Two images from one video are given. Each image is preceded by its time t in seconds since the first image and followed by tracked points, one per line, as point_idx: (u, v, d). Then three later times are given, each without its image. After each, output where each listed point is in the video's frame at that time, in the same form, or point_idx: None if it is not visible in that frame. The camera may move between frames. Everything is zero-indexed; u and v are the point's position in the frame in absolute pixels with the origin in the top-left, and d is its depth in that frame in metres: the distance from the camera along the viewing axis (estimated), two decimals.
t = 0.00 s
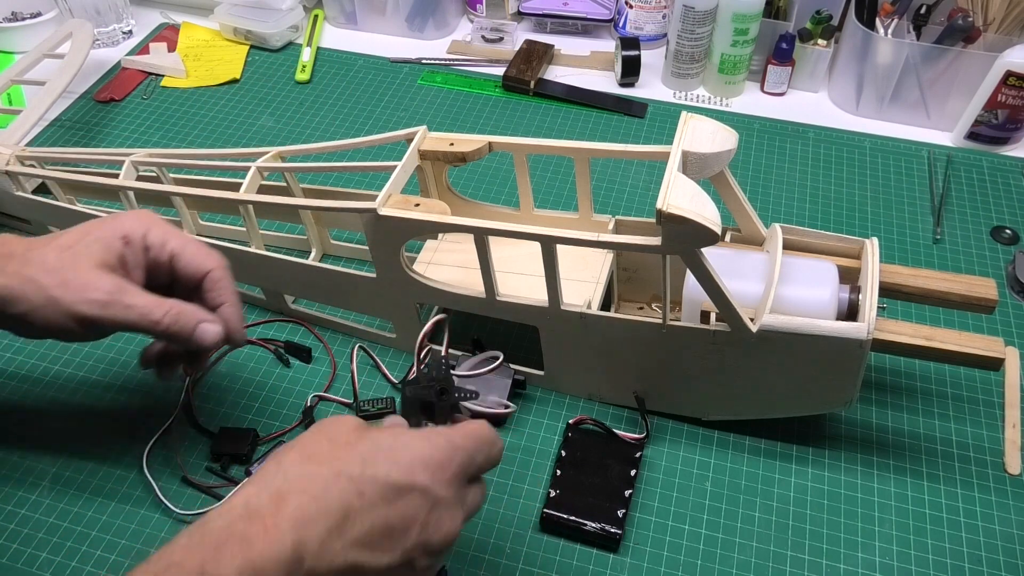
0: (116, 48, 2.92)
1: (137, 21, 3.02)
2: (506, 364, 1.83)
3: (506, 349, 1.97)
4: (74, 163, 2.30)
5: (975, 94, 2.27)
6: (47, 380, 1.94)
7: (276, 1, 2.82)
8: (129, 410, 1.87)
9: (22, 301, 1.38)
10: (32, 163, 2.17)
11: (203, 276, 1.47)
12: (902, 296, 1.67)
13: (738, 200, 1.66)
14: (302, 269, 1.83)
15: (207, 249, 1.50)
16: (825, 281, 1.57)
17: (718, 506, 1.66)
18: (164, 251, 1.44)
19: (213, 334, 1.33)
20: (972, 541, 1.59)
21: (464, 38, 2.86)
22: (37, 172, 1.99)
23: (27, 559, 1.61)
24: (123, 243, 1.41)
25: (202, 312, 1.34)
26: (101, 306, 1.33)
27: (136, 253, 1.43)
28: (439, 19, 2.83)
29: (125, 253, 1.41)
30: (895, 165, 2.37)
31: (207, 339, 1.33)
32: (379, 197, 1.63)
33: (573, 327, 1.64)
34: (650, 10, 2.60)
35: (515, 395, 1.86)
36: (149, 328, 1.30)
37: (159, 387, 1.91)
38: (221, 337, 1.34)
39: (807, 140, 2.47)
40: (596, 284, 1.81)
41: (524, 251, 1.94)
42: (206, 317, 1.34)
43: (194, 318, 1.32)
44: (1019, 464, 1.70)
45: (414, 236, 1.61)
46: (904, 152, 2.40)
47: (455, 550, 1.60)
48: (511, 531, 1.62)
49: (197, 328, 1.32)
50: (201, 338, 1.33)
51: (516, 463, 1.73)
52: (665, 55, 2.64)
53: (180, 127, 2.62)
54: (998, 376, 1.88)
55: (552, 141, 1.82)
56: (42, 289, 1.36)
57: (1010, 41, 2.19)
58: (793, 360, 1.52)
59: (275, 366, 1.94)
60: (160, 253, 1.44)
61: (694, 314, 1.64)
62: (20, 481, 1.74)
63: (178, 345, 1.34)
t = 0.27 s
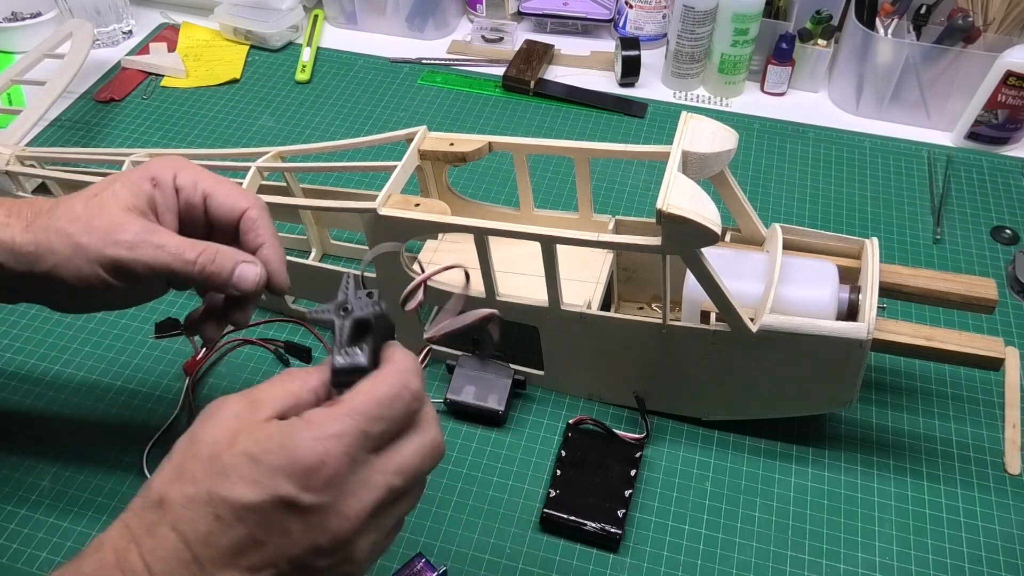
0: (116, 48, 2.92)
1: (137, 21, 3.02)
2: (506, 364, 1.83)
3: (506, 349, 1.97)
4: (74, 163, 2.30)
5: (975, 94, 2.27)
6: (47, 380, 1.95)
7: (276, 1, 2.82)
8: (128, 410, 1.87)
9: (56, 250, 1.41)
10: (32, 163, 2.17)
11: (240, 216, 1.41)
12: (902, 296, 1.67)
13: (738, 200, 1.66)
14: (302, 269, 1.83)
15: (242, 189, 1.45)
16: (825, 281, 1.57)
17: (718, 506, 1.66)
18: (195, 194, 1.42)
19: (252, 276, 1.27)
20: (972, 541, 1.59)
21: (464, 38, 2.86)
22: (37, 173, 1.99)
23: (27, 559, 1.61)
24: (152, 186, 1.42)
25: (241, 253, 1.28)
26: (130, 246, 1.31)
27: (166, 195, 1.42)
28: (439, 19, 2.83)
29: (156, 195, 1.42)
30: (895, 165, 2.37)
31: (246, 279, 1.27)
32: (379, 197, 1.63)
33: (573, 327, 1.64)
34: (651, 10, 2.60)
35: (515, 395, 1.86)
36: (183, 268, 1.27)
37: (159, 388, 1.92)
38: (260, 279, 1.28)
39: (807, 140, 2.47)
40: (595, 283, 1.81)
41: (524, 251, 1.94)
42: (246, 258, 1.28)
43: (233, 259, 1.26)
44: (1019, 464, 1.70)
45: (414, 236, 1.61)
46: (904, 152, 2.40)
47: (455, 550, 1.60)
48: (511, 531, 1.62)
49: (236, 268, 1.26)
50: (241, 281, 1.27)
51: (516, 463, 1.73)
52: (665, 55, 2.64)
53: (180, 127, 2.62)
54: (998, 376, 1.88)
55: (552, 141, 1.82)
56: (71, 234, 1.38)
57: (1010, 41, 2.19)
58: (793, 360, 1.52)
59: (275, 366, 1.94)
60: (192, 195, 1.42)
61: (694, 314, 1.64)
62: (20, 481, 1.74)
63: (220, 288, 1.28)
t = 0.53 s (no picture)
0: (116, 48, 2.92)
1: (137, 21, 3.02)
2: (506, 364, 1.83)
3: (506, 349, 1.97)
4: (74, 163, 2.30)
5: (975, 94, 2.27)
6: (47, 380, 1.95)
7: (276, 1, 2.82)
8: (128, 410, 1.87)
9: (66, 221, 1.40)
10: (33, 163, 2.17)
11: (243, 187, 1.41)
12: (902, 296, 1.67)
13: (738, 200, 1.67)
14: (302, 270, 1.83)
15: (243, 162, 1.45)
16: (825, 280, 1.57)
17: (718, 506, 1.66)
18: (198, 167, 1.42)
19: (257, 249, 1.27)
20: (972, 541, 1.59)
21: (464, 38, 2.86)
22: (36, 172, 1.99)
23: (27, 559, 1.61)
24: (154, 161, 1.41)
25: (246, 228, 1.28)
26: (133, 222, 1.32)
27: (168, 170, 1.42)
28: (439, 19, 2.83)
29: (158, 170, 1.41)
30: (895, 165, 2.37)
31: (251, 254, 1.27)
32: (379, 197, 1.63)
33: (573, 327, 1.64)
34: (650, 10, 2.60)
35: (515, 395, 1.86)
36: (188, 243, 1.26)
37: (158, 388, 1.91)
38: (265, 253, 1.28)
39: (807, 140, 2.47)
40: (595, 283, 1.81)
41: (524, 250, 1.94)
42: (250, 233, 1.28)
43: (237, 234, 1.26)
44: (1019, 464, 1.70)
45: (414, 236, 1.61)
46: (904, 152, 2.40)
47: (455, 550, 1.60)
48: (511, 531, 1.62)
49: (240, 242, 1.26)
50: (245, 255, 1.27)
51: (516, 463, 1.73)
52: (665, 55, 2.64)
53: (180, 127, 2.62)
54: (998, 376, 1.88)
55: (552, 141, 1.82)
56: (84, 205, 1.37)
57: (1010, 41, 2.19)
58: (793, 360, 1.52)
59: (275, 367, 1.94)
60: (195, 169, 1.42)
61: (694, 314, 1.64)
62: (20, 481, 1.74)
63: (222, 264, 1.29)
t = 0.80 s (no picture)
0: (116, 48, 2.92)
1: (137, 21, 3.02)
2: (506, 364, 1.83)
3: (506, 349, 1.97)
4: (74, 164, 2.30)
5: (975, 94, 2.27)
6: (47, 380, 1.95)
7: (276, 1, 2.82)
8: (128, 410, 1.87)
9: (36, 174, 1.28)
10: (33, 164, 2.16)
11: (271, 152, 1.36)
12: (901, 296, 1.67)
13: (738, 200, 1.66)
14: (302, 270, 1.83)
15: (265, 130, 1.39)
16: (825, 280, 1.57)
17: (718, 506, 1.66)
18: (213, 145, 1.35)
19: (197, 270, 1.08)
20: (972, 541, 1.59)
21: (464, 38, 2.86)
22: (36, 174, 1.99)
23: (27, 559, 1.61)
24: (152, 136, 1.30)
25: (199, 242, 1.10)
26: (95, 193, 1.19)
27: (164, 149, 1.31)
28: (439, 18, 2.83)
29: (152, 147, 1.30)
30: (895, 166, 2.37)
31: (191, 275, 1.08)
32: (379, 196, 1.63)
33: (573, 327, 1.64)
34: (650, 10, 2.60)
35: (515, 395, 1.86)
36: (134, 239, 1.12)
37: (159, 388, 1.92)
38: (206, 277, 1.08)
39: (807, 140, 2.47)
40: (595, 283, 1.81)
41: (524, 250, 1.94)
42: (200, 249, 1.09)
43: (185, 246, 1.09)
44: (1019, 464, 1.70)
45: (413, 236, 1.61)
46: (904, 152, 2.40)
47: (455, 549, 1.60)
48: (511, 531, 1.62)
49: (184, 256, 1.08)
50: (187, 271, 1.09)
51: (516, 463, 1.73)
52: (665, 55, 2.64)
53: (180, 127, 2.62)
54: (998, 376, 1.87)
55: (552, 141, 1.82)
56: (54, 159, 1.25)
57: (1010, 41, 2.19)
58: (792, 360, 1.52)
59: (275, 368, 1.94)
60: (209, 149, 1.35)
61: (694, 314, 1.64)
62: (20, 481, 1.74)
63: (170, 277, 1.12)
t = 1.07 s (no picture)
0: (116, 48, 2.92)
1: (137, 22, 3.02)
2: (506, 364, 1.83)
3: (506, 349, 1.97)
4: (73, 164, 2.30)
5: (975, 94, 2.27)
6: (48, 379, 1.95)
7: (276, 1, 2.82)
8: (127, 409, 1.87)
9: (61, 133, 1.37)
10: (32, 163, 2.15)
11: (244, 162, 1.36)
12: (901, 296, 1.67)
13: (738, 200, 1.66)
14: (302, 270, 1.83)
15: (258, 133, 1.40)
16: (825, 281, 1.57)
17: (718, 506, 1.66)
18: (214, 124, 1.41)
19: (221, 229, 1.19)
20: (972, 541, 1.59)
21: (464, 38, 2.86)
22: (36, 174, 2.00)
23: (27, 559, 1.61)
24: (177, 104, 1.41)
25: (227, 204, 1.21)
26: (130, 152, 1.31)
27: (187, 117, 1.43)
28: (439, 19, 2.83)
29: (177, 113, 1.42)
30: (895, 166, 2.37)
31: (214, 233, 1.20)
32: (379, 196, 1.63)
33: (573, 327, 1.64)
34: (650, 10, 2.60)
35: (515, 395, 1.86)
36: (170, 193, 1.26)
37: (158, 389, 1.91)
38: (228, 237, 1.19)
39: (807, 140, 2.47)
40: (595, 283, 1.81)
41: (524, 250, 1.94)
42: (226, 209, 1.21)
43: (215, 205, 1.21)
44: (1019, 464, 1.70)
45: (413, 236, 1.61)
46: (904, 152, 2.40)
47: (455, 550, 1.60)
48: (511, 531, 1.62)
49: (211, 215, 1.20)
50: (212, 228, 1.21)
51: (516, 463, 1.73)
52: (665, 55, 2.64)
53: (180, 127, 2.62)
54: (997, 376, 1.88)
55: (551, 141, 1.82)
56: (83, 121, 1.35)
57: (1010, 41, 2.19)
58: (792, 360, 1.52)
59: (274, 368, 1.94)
60: (210, 124, 1.42)
61: (694, 314, 1.64)
62: (20, 481, 1.74)
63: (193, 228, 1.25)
